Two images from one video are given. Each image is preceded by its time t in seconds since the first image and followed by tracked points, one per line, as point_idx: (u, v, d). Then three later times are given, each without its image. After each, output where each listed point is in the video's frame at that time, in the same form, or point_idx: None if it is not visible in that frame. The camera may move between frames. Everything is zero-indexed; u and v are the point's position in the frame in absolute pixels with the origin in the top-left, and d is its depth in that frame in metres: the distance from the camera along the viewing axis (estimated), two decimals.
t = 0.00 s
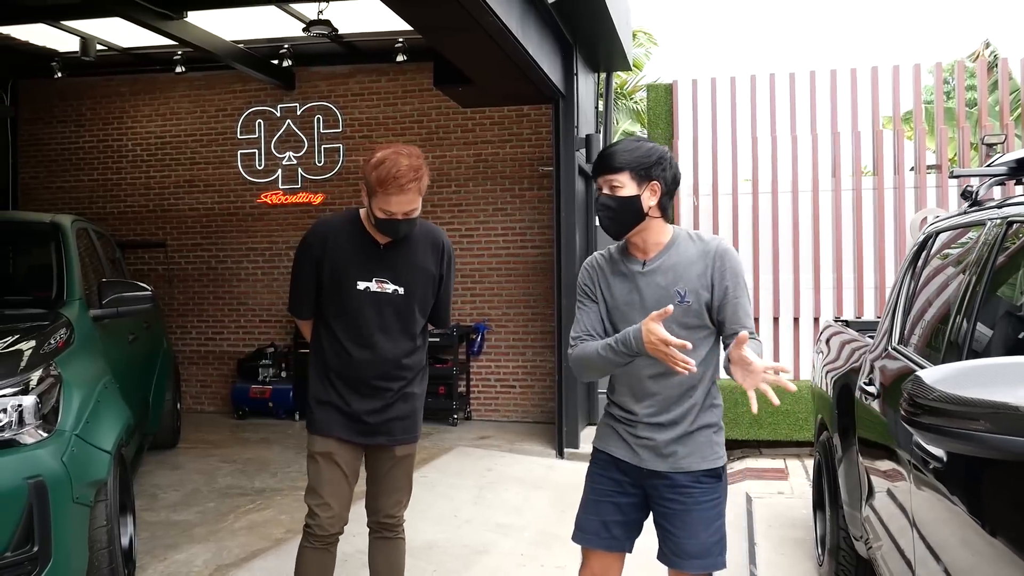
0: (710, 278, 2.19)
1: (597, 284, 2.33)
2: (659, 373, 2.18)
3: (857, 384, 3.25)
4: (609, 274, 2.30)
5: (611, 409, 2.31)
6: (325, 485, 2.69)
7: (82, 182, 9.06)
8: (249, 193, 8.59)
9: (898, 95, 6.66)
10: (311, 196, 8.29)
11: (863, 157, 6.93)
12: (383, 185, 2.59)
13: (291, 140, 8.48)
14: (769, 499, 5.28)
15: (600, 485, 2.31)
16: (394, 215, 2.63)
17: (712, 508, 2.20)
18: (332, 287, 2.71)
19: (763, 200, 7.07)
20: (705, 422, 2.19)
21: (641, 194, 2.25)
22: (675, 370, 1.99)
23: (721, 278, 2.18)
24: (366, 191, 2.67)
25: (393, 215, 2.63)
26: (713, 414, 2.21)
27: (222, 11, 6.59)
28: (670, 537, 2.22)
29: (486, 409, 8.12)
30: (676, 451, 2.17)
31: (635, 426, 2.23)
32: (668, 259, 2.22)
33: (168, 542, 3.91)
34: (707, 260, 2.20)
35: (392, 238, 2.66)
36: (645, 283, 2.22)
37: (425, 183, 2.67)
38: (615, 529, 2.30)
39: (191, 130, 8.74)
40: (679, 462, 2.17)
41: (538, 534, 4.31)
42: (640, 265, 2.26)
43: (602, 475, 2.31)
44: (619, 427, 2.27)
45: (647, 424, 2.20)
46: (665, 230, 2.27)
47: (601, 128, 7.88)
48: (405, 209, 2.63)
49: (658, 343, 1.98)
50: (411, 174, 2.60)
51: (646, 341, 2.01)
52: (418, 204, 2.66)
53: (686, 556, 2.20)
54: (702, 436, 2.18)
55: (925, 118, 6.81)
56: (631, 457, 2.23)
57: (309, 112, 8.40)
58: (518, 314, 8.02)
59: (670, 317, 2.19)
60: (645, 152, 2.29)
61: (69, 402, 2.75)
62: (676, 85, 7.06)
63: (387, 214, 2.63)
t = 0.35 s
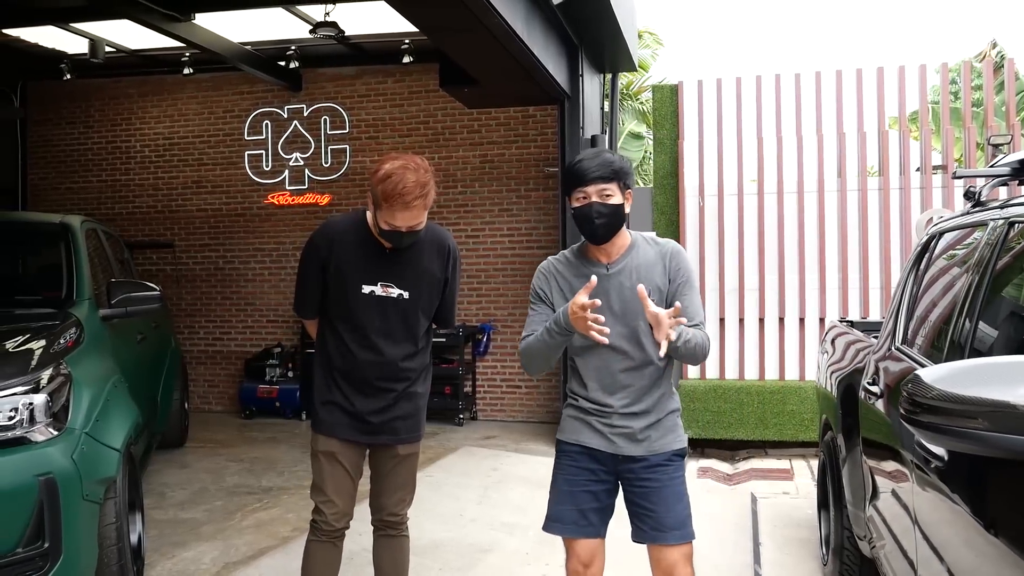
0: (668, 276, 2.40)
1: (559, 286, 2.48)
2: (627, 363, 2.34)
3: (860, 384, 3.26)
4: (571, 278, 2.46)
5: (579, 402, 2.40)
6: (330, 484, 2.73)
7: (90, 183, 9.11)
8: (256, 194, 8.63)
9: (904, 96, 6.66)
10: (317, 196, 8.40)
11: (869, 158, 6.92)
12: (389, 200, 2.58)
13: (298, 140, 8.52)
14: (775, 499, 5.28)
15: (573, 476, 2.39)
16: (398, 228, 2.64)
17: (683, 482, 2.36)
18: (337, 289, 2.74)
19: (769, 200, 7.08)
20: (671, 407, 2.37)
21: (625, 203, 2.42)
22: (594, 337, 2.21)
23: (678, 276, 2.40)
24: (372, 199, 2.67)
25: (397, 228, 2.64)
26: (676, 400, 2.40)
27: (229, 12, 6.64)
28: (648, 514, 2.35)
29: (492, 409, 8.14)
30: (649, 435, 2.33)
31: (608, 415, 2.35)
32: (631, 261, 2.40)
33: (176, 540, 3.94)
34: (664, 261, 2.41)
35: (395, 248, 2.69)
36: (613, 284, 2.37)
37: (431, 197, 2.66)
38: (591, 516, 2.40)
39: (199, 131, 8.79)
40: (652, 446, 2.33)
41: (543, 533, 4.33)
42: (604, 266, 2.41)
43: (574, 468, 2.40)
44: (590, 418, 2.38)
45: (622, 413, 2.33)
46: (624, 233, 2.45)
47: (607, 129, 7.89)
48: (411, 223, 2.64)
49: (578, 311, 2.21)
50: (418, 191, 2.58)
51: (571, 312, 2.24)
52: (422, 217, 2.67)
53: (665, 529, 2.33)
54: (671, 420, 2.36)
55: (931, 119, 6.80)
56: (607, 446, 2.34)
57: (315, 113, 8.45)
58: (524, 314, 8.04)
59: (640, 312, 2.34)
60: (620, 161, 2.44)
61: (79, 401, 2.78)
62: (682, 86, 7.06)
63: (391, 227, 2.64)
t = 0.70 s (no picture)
0: (661, 270, 2.45)
1: (556, 289, 2.50)
2: (626, 358, 2.38)
3: (864, 384, 3.27)
4: (568, 279, 2.48)
5: (578, 397, 2.43)
6: (334, 482, 2.76)
7: (100, 184, 9.19)
8: (264, 195, 8.69)
9: (911, 96, 6.65)
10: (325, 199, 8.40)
11: (876, 158, 6.92)
12: (391, 201, 2.61)
13: (307, 142, 8.57)
14: (781, 499, 5.29)
15: (575, 471, 2.42)
16: (399, 226, 2.67)
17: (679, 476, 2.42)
18: (340, 289, 2.77)
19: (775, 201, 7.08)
20: (666, 402, 2.42)
21: (620, 201, 2.46)
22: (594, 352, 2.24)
23: (670, 269, 2.46)
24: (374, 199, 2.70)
25: (398, 227, 2.67)
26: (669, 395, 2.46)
27: (238, 15, 6.69)
28: (646, 504, 2.39)
29: (499, 409, 8.17)
30: (649, 429, 2.37)
31: (609, 409, 2.38)
32: (625, 258, 2.45)
33: (185, 538, 3.99)
34: (656, 257, 2.47)
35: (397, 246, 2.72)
36: (610, 281, 2.42)
37: (432, 198, 2.69)
38: (597, 505, 2.45)
39: (208, 133, 8.85)
40: (651, 440, 2.37)
41: (549, 532, 4.36)
42: (600, 264, 2.46)
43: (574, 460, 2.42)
44: (590, 413, 2.40)
45: (622, 407, 2.37)
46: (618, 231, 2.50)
47: (614, 130, 7.91)
48: (413, 223, 2.67)
49: (578, 328, 2.23)
50: (420, 191, 2.61)
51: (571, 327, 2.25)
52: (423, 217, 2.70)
53: (662, 520, 2.38)
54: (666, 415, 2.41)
55: (939, 119, 6.79)
56: (608, 439, 2.38)
57: (323, 115, 8.49)
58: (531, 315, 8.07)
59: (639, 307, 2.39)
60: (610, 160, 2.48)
61: (90, 399, 2.83)
62: (689, 87, 7.07)
63: (393, 226, 2.67)
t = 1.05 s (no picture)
0: (677, 272, 2.47)
1: (573, 284, 2.51)
2: (639, 357, 2.40)
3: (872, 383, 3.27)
4: (584, 276, 2.49)
5: (588, 396, 2.44)
6: (346, 478, 2.80)
7: (117, 186, 9.30)
8: (279, 196, 8.77)
9: (924, 94, 6.61)
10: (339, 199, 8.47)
11: (889, 156, 6.89)
12: (402, 182, 2.67)
13: (320, 143, 8.63)
14: (792, 498, 5.29)
15: (587, 470, 2.44)
16: (412, 209, 2.71)
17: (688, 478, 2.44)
18: (350, 285, 2.81)
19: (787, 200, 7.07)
20: (678, 403, 2.44)
21: (639, 195, 2.47)
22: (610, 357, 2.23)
23: (687, 272, 2.47)
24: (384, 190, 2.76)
25: (412, 210, 2.71)
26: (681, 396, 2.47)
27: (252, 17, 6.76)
28: (655, 505, 2.41)
29: (511, 408, 8.20)
30: (660, 430, 2.39)
31: (620, 408, 2.39)
32: (643, 257, 2.46)
33: (200, 533, 4.05)
34: (673, 260, 2.47)
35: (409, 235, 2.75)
36: (626, 280, 2.43)
37: (440, 178, 2.76)
38: (607, 503, 2.47)
39: (222, 134, 8.94)
40: (661, 440, 2.39)
41: (559, 529, 4.38)
42: (617, 263, 2.47)
43: (585, 458, 2.44)
44: (601, 411, 2.42)
45: (633, 407, 2.39)
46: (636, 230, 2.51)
47: (626, 129, 7.92)
48: (423, 202, 2.72)
49: (596, 333, 2.21)
50: (429, 170, 2.69)
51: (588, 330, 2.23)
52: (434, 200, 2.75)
53: (671, 521, 2.40)
54: (678, 415, 2.43)
55: (952, 117, 6.75)
56: (618, 439, 2.39)
57: (337, 115, 8.56)
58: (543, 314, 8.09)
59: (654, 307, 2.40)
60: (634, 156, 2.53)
61: (106, 396, 2.89)
62: (701, 86, 7.07)
63: (406, 210, 2.71)
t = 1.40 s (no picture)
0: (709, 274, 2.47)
1: (603, 279, 2.52)
2: (666, 357, 2.40)
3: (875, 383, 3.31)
4: (615, 271, 2.50)
5: (614, 398, 2.46)
6: (358, 478, 2.85)
7: (131, 187, 9.41)
8: (290, 197, 8.85)
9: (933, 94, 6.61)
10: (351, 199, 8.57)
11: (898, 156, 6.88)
12: (405, 160, 2.82)
13: (331, 144, 8.70)
14: (799, 497, 5.31)
15: (612, 472, 2.46)
16: (417, 186, 2.81)
17: (716, 482, 2.42)
18: (359, 282, 2.87)
19: (796, 200, 7.07)
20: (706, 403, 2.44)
21: (658, 202, 2.44)
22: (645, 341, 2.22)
23: (718, 276, 2.47)
24: (386, 181, 2.88)
25: (416, 187, 2.82)
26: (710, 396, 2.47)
27: (263, 20, 6.83)
28: (682, 509, 2.42)
29: (521, 407, 8.23)
30: (687, 431, 2.39)
31: (645, 411, 2.40)
32: (675, 257, 2.46)
33: (212, 530, 4.11)
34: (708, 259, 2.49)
35: (413, 216, 2.81)
36: (656, 278, 2.43)
37: (440, 166, 2.91)
38: (630, 507, 2.49)
39: (235, 135, 9.02)
40: (689, 442, 2.39)
41: (565, 527, 4.42)
42: (647, 261, 2.47)
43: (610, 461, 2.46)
44: (627, 414, 2.43)
45: (660, 408, 2.39)
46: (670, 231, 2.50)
47: (634, 130, 7.94)
48: (427, 178, 2.83)
49: (633, 318, 2.20)
50: (429, 150, 2.86)
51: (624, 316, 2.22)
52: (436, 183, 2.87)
53: (698, 526, 2.39)
54: (706, 415, 2.43)
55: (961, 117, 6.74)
56: (644, 441, 2.40)
57: (348, 117, 8.62)
58: (552, 314, 8.13)
59: (680, 307, 2.41)
60: (665, 160, 2.47)
61: (119, 393, 2.95)
62: (709, 86, 7.08)
63: (410, 186, 2.81)
